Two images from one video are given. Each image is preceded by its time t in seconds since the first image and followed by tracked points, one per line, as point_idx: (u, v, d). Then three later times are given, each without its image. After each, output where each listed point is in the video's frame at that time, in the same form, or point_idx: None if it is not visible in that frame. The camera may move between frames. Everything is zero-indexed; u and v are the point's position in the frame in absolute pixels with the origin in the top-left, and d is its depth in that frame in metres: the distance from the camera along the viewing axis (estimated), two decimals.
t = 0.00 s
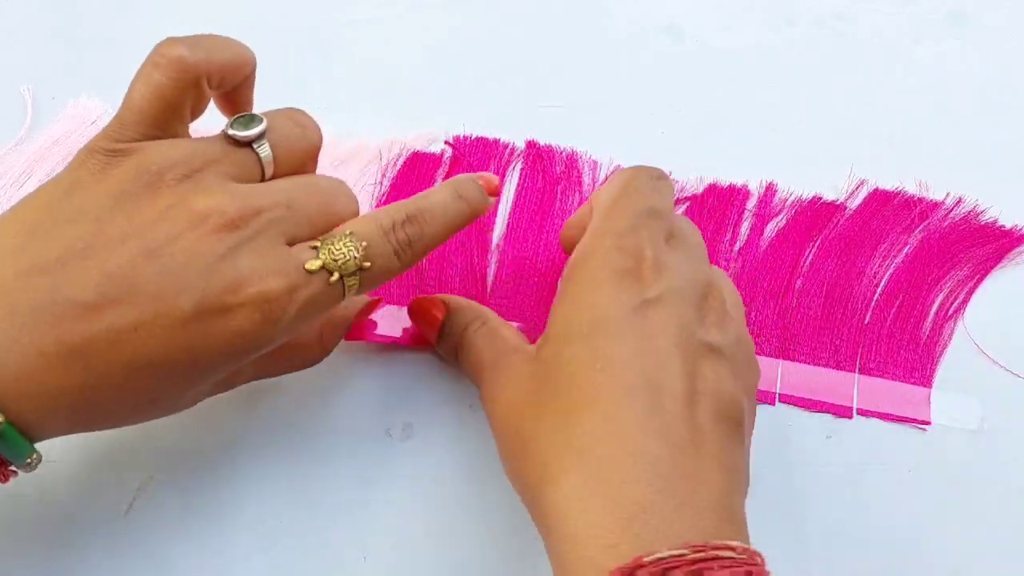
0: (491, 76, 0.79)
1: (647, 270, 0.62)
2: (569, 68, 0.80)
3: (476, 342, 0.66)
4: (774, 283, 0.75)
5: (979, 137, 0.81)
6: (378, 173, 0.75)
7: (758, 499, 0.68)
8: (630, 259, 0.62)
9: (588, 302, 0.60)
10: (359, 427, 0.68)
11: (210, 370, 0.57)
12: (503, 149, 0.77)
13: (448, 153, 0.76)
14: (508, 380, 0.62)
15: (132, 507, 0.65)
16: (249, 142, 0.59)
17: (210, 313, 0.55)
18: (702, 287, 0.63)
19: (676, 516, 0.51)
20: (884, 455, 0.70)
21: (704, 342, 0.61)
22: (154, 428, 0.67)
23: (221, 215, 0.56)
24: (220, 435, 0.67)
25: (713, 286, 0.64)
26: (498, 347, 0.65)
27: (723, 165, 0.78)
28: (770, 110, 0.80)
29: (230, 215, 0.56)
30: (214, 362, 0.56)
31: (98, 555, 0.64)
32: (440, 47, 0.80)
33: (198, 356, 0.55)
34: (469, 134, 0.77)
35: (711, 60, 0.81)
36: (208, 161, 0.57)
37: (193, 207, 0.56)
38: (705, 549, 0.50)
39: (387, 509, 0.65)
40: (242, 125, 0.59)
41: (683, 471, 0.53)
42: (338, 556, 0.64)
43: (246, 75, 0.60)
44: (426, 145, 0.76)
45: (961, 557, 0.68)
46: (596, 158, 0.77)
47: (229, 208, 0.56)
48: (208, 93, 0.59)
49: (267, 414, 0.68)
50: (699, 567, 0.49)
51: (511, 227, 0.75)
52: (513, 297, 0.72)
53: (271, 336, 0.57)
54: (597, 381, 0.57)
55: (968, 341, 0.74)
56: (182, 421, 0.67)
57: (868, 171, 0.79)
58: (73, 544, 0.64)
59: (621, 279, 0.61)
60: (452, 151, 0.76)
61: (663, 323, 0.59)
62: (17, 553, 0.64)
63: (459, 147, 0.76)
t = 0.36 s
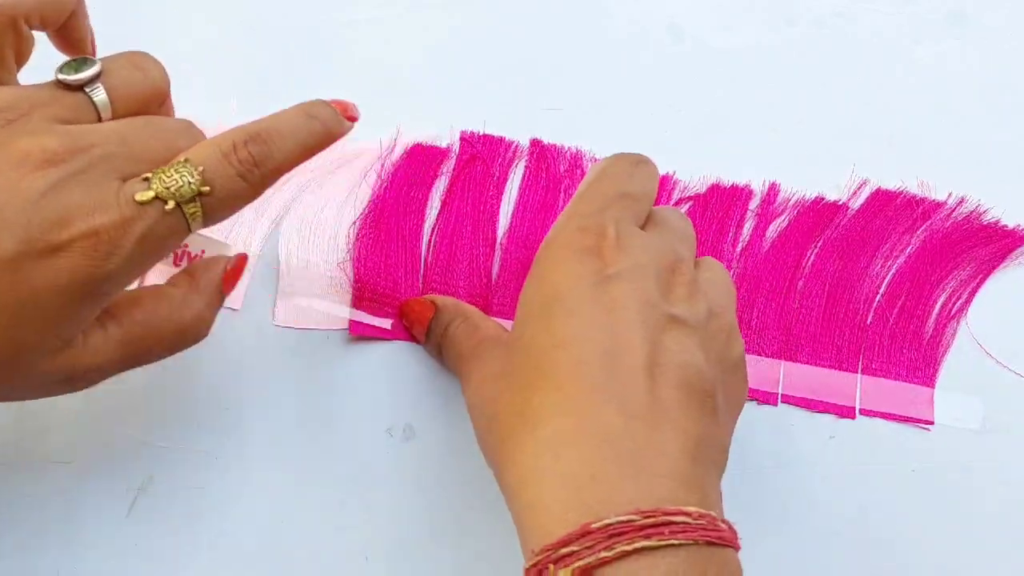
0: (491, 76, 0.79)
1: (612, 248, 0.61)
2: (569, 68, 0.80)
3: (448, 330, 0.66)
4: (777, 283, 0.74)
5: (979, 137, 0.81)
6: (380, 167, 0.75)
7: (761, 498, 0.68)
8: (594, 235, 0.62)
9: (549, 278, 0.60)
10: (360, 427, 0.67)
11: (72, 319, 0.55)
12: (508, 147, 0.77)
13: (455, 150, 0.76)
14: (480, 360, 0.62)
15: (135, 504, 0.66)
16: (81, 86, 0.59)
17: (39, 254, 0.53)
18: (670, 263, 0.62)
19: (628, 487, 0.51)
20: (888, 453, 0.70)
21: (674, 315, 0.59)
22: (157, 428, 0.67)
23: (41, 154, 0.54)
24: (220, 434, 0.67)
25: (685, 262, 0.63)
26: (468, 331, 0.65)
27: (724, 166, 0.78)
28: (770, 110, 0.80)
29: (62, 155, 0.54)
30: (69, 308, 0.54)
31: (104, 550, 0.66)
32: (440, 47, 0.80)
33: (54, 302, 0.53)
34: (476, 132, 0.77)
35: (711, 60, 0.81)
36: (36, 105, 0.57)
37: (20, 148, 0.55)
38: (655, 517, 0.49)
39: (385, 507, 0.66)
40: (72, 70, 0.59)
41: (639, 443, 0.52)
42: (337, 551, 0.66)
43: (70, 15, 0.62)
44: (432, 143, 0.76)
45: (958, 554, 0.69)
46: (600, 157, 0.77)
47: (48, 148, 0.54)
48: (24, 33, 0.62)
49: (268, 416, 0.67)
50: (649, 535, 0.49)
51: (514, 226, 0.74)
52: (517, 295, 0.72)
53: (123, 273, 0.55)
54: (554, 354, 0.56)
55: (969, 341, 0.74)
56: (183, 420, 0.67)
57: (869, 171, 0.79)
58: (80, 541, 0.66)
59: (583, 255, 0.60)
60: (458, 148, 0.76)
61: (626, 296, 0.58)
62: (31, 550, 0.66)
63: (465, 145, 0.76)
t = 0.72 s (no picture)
0: (491, 76, 0.79)
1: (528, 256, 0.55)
2: (570, 68, 0.80)
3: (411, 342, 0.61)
4: (778, 284, 0.74)
5: (979, 137, 0.80)
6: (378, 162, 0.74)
7: (765, 499, 0.68)
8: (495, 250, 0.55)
9: (463, 313, 0.55)
10: (362, 426, 0.66)
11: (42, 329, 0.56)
12: (509, 142, 0.76)
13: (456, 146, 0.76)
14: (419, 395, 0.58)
15: (135, 505, 0.64)
16: None
17: (33, 266, 0.54)
18: (577, 249, 0.57)
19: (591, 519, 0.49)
20: (892, 454, 0.70)
21: (597, 313, 0.55)
22: (155, 428, 0.65)
23: (29, 165, 0.50)
24: (220, 435, 0.66)
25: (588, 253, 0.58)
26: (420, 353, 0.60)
27: (725, 166, 0.78)
28: (770, 110, 0.80)
29: (50, 169, 0.51)
30: (48, 319, 0.55)
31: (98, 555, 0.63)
32: (440, 47, 0.80)
33: (33, 312, 0.54)
34: (476, 129, 0.77)
35: (711, 60, 0.81)
36: None
37: None
38: (639, 537, 0.47)
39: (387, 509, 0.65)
40: None
41: (589, 471, 0.50)
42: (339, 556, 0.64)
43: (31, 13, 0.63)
44: (432, 140, 0.76)
45: (963, 555, 0.68)
46: (602, 154, 0.77)
47: (39, 160, 0.51)
48: None
49: (268, 416, 0.66)
50: (636, 555, 0.47)
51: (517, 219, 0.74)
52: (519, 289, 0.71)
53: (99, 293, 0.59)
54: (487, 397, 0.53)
55: (971, 341, 0.74)
56: (182, 421, 0.66)
57: (869, 171, 0.78)
58: (73, 546, 0.64)
59: (491, 276, 0.55)
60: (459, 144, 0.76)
61: (542, 314, 0.54)
62: (21, 555, 0.63)
63: (467, 140, 0.76)
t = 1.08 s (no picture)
0: (491, 76, 0.79)
1: (339, 253, 0.56)
2: (570, 68, 0.80)
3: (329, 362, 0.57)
4: (777, 285, 0.74)
5: (979, 137, 0.81)
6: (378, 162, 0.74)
7: (764, 499, 0.68)
8: (359, 257, 0.55)
9: (355, 321, 0.55)
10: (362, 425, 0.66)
11: (31, 332, 0.56)
12: (509, 139, 0.77)
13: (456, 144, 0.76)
14: (333, 406, 0.57)
15: (137, 504, 0.64)
16: None
17: (22, 269, 0.55)
18: (421, 222, 0.57)
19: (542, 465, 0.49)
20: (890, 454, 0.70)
21: (467, 274, 0.56)
22: (156, 427, 0.65)
23: (8, 168, 0.50)
24: (221, 434, 0.65)
25: (414, 202, 0.57)
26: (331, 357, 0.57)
27: (725, 166, 0.78)
28: (770, 110, 0.80)
29: (29, 173, 0.51)
30: (35, 321, 0.55)
31: (98, 554, 0.63)
32: (440, 47, 0.80)
33: (19, 315, 0.54)
34: (476, 127, 0.77)
35: (711, 60, 0.81)
36: None
37: None
38: (585, 467, 0.48)
39: (390, 508, 0.64)
40: None
41: (510, 423, 0.51)
42: (341, 555, 0.63)
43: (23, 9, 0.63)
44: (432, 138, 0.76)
45: (963, 554, 0.68)
46: (602, 151, 0.77)
47: (19, 163, 0.51)
48: None
49: (270, 416, 0.66)
50: (583, 485, 0.47)
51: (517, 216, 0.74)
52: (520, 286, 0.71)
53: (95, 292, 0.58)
54: (394, 395, 0.53)
55: (969, 341, 0.74)
56: (183, 420, 0.66)
57: (869, 172, 0.79)
58: (73, 545, 0.63)
59: (364, 281, 0.55)
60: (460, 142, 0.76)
61: (427, 299, 0.54)
62: (20, 554, 0.63)
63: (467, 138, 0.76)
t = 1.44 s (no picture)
0: (491, 76, 0.79)
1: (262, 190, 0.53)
2: (569, 68, 0.80)
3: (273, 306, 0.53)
4: (776, 286, 0.74)
5: (979, 137, 0.81)
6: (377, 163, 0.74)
7: (764, 498, 0.68)
8: (279, 194, 0.52)
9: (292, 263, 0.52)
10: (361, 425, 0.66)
11: (25, 327, 0.57)
12: (507, 143, 0.76)
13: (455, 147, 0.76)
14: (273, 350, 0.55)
15: (136, 505, 0.64)
16: None
17: (13, 264, 0.55)
18: (333, 152, 0.53)
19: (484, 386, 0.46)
20: (890, 453, 0.70)
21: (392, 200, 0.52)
22: (156, 428, 0.65)
23: None
24: (221, 434, 0.66)
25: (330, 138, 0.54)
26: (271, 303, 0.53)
27: (725, 166, 0.78)
28: (770, 110, 0.80)
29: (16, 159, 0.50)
30: (27, 316, 0.56)
31: (99, 553, 0.63)
32: (440, 47, 0.80)
33: (10, 309, 0.54)
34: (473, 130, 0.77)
35: (711, 60, 0.81)
36: None
37: None
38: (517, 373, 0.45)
39: (388, 507, 0.64)
40: None
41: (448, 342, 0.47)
42: (342, 554, 0.63)
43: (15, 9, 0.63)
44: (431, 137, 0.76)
45: (962, 553, 0.68)
46: (601, 154, 0.77)
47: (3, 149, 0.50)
48: None
49: (269, 415, 0.66)
50: (519, 392, 0.45)
51: (516, 220, 0.74)
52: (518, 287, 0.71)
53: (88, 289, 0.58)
54: (331, 326, 0.50)
55: (969, 341, 0.74)
56: (183, 420, 0.66)
57: (869, 172, 0.78)
58: (74, 545, 0.63)
59: (284, 218, 0.52)
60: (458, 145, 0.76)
61: (355, 228, 0.51)
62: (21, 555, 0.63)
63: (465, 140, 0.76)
